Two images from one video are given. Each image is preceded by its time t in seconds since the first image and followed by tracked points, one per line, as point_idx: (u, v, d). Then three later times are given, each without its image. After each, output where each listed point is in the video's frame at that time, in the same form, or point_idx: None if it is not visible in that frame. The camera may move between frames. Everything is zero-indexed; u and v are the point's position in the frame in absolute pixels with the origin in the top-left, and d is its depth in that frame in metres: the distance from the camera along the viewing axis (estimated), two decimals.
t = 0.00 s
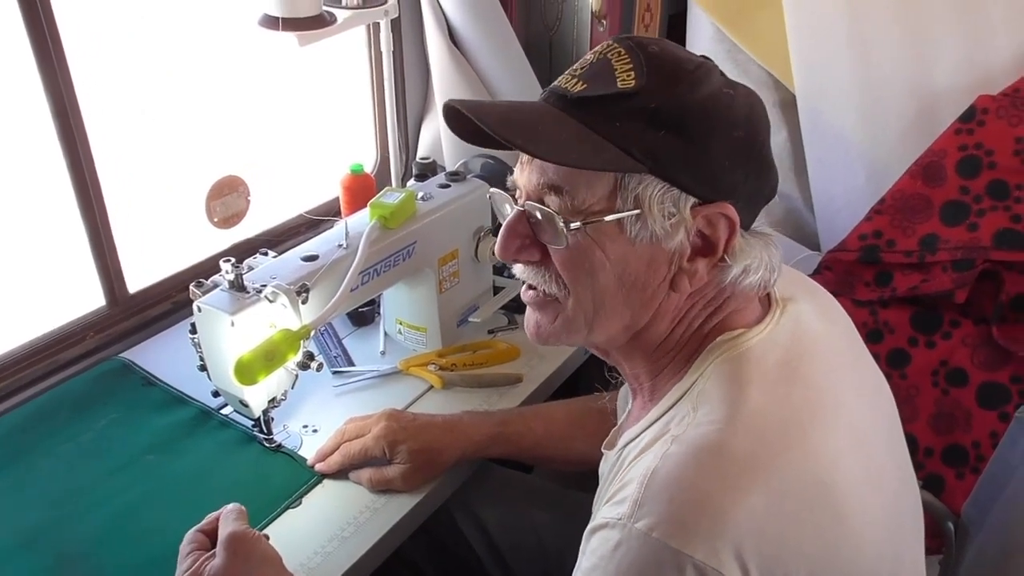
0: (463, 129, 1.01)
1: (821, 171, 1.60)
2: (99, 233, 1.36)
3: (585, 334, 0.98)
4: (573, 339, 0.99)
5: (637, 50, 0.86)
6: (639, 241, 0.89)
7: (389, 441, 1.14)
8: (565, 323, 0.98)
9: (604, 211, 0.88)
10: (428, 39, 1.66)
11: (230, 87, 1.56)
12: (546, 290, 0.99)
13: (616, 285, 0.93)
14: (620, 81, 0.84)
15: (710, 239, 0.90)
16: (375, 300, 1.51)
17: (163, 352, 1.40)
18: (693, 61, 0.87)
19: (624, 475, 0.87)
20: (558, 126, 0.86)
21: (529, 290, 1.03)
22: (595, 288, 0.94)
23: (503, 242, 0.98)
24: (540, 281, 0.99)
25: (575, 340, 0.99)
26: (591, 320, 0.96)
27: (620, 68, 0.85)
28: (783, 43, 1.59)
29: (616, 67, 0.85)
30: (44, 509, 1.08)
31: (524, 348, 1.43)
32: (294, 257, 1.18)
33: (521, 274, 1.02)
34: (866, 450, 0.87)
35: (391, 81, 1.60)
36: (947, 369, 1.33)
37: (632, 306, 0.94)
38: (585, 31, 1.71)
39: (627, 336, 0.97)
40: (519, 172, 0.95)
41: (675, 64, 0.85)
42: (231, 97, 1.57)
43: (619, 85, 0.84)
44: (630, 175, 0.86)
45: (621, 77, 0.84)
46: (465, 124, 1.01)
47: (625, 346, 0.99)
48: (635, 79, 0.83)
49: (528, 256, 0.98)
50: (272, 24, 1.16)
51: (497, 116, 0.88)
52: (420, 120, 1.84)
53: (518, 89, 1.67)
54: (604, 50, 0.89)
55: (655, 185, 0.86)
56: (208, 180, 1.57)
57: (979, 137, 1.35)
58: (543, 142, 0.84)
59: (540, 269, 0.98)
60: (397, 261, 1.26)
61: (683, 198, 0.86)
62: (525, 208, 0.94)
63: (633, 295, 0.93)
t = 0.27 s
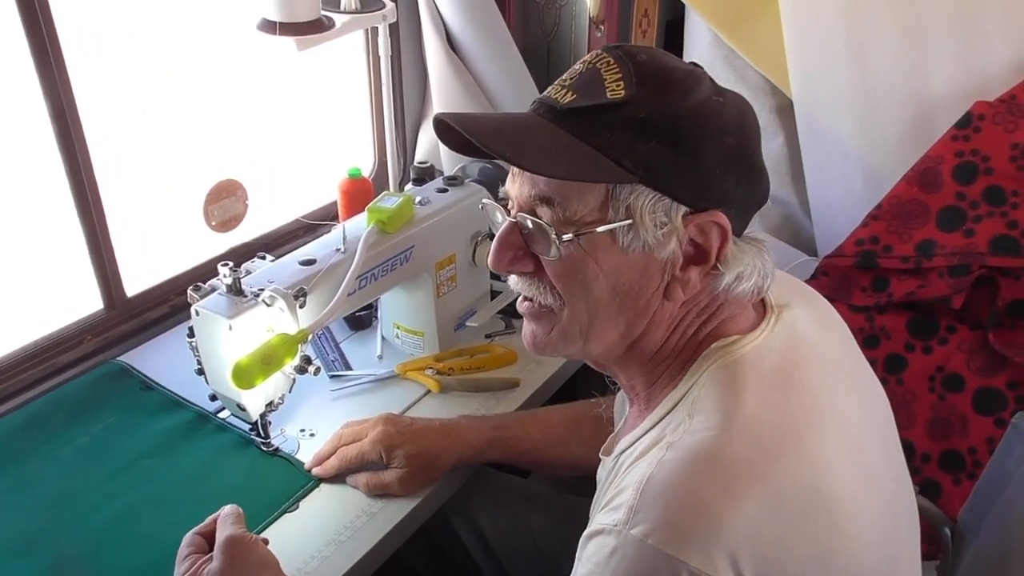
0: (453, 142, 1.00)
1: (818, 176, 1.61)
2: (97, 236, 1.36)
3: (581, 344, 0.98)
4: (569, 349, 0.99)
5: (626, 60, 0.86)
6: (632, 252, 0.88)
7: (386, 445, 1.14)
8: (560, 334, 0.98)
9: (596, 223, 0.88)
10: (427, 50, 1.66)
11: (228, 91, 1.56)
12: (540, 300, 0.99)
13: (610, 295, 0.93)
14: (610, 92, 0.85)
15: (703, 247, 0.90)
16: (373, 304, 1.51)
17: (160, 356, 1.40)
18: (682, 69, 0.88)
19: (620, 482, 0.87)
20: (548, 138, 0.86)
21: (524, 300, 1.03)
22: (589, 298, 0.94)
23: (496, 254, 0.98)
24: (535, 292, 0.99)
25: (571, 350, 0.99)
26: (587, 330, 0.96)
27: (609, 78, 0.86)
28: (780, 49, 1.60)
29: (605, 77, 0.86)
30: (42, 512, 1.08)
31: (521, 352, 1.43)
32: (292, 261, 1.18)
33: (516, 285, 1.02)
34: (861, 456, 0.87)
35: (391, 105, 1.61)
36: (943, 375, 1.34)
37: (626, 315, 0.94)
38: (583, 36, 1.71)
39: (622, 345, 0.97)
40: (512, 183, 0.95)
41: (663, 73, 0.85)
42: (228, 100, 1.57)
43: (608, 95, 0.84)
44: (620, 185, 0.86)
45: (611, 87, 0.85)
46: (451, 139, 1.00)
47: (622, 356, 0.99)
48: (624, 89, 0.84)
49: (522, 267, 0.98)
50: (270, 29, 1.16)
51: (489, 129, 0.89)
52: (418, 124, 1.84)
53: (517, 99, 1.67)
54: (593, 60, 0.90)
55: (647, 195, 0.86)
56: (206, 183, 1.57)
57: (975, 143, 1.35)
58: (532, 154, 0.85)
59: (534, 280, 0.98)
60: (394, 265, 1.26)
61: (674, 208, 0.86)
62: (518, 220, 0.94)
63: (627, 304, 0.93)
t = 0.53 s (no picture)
0: (451, 147, 1.01)
1: (817, 180, 1.61)
2: (95, 237, 1.35)
3: (585, 347, 0.98)
4: (573, 353, 0.99)
5: (623, 62, 0.86)
6: (634, 254, 0.88)
7: (386, 446, 1.14)
8: (564, 337, 0.98)
9: (598, 225, 0.88)
10: (426, 53, 1.67)
11: (227, 92, 1.56)
12: (542, 304, 0.99)
13: (613, 298, 0.93)
14: (608, 94, 0.85)
15: (704, 249, 0.90)
16: (372, 306, 1.50)
17: (159, 357, 1.40)
18: (679, 71, 0.88)
19: (621, 483, 0.87)
20: (549, 141, 0.86)
21: (526, 304, 1.02)
22: (590, 301, 0.94)
23: (496, 258, 0.98)
24: (537, 297, 0.99)
25: (575, 354, 0.99)
26: (590, 333, 0.96)
27: (607, 81, 0.86)
28: (779, 53, 1.60)
29: (603, 80, 0.86)
30: (40, 513, 1.08)
31: (519, 354, 1.43)
32: (291, 262, 1.17)
33: (517, 289, 1.02)
34: (861, 457, 0.87)
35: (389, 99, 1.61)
36: (941, 378, 1.34)
37: (628, 317, 0.94)
38: (582, 39, 1.71)
39: (625, 348, 0.97)
40: (511, 187, 0.95)
41: (660, 75, 0.85)
42: (227, 102, 1.57)
43: (607, 98, 0.84)
44: (620, 188, 0.85)
45: (609, 90, 0.85)
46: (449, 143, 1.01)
47: (625, 359, 0.99)
48: (623, 92, 0.84)
49: (524, 272, 0.97)
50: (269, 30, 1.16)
51: (488, 133, 0.88)
52: (416, 126, 1.84)
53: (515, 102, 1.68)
54: (590, 63, 0.90)
55: (648, 197, 0.85)
56: (205, 184, 1.57)
57: (973, 147, 1.35)
58: (532, 157, 0.85)
59: (536, 284, 0.98)
60: (394, 266, 1.26)
61: (674, 210, 0.86)
62: (518, 224, 0.94)
63: (631, 306, 0.93)
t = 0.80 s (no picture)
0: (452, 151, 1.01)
1: (815, 181, 1.61)
2: (94, 238, 1.36)
3: (583, 351, 0.98)
4: (571, 356, 0.99)
5: (618, 67, 0.86)
6: (628, 259, 0.89)
7: (384, 447, 1.14)
8: (562, 341, 0.99)
9: (592, 233, 0.88)
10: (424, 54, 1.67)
11: (226, 93, 1.56)
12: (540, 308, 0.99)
13: (609, 302, 0.93)
14: (602, 100, 0.85)
15: (699, 253, 0.90)
16: (371, 307, 1.51)
17: (157, 358, 1.40)
18: (674, 74, 0.87)
19: (618, 484, 0.87)
20: (543, 149, 0.86)
21: (524, 308, 1.03)
22: (587, 304, 0.94)
23: (493, 264, 0.98)
24: (535, 301, 0.99)
25: (573, 357, 0.99)
26: (588, 337, 0.96)
27: (602, 86, 0.86)
28: (777, 55, 1.60)
29: (597, 85, 0.86)
30: (39, 514, 1.08)
31: (518, 356, 1.43)
32: (290, 264, 1.17)
33: (516, 293, 1.02)
34: (859, 457, 0.87)
35: (387, 99, 1.61)
36: (939, 380, 1.34)
37: (625, 321, 0.94)
38: (581, 41, 1.71)
39: (623, 351, 0.97)
40: (508, 194, 0.95)
41: (655, 79, 0.86)
42: (226, 104, 1.57)
43: (600, 105, 0.85)
44: (614, 195, 0.86)
45: (603, 96, 0.85)
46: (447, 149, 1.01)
47: (623, 362, 0.99)
48: (617, 98, 0.84)
49: (522, 277, 0.98)
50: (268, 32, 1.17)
51: (481, 142, 0.89)
52: (415, 127, 1.84)
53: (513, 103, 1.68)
54: (585, 67, 0.90)
55: (642, 204, 0.86)
56: (204, 185, 1.57)
57: (972, 149, 1.36)
58: (526, 167, 0.85)
59: (534, 288, 0.98)
60: (393, 268, 1.26)
61: (669, 215, 0.86)
62: (515, 230, 0.95)
63: (627, 311, 0.93)
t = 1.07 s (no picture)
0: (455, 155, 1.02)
1: (815, 183, 1.61)
2: (93, 238, 1.35)
3: (580, 351, 0.99)
4: (568, 356, 1.00)
5: (611, 71, 0.85)
6: (618, 265, 0.89)
7: (384, 448, 1.14)
8: (559, 342, 0.99)
9: (583, 240, 0.89)
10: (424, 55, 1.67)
11: (226, 94, 1.56)
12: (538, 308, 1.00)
13: (604, 304, 0.93)
14: (592, 107, 0.84)
15: (693, 259, 0.89)
16: (370, 308, 1.50)
17: (156, 359, 1.40)
18: (668, 76, 0.86)
19: (618, 482, 0.87)
20: (534, 158, 0.86)
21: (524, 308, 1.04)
22: (584, 305, 0.94)
23: (490, 266, 0.98)
24: (533, 302, 1.00)
25: (570, 356, 1.00)
26: (583, 339, 0.97)
27: (593, 92, 0.85)
28: (777, 56, 1.60)
29: (589, 90, 0.85)
30: (37, 515, 1.07)
31: (517, 357, 1.42)
32: (290, 264, 1.17)
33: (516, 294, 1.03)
34: (860, 458, 0.87)
35: (387, 100, 1.61)
36: (940, 382, 1.34)
37: (620, 323, 0.94)
38: (581, 42, 1.71)
39: (621, 351, 0.97)
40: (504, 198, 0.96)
41: (647, 82, 0.84)
42: (225, 104, 1.56)
43: (590, 112, 0.84)
44: (602, 205, 0.85)
45: (594, 102, 0.84)
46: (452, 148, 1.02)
47: (620, 361, 1.00)
48: (606, 105, 0.83)
49: (518, 279, 0.98)
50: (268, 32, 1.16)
51: (473, 154, 0.90)
52: (415, 128, 1.84)
53: (513, 104, 1.68)
54: (579, 69, 0.88)
55: (630, 212, 0.85)
56: (203, 186, 1.57)
57: (972, 151, 1.36)
58: (516, 180, 0.86)
59: (531, 290, 0.99)
60: (392, 269, 1.26)
61: (659, 223, 0.86)
62: (511, 233, 0.95)
63: (621, 314, 0.93)
